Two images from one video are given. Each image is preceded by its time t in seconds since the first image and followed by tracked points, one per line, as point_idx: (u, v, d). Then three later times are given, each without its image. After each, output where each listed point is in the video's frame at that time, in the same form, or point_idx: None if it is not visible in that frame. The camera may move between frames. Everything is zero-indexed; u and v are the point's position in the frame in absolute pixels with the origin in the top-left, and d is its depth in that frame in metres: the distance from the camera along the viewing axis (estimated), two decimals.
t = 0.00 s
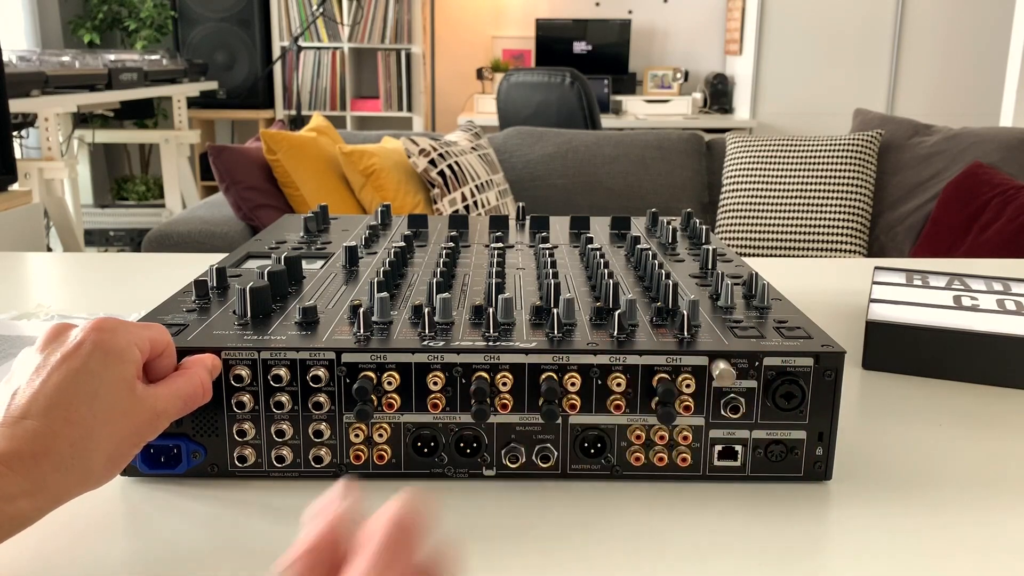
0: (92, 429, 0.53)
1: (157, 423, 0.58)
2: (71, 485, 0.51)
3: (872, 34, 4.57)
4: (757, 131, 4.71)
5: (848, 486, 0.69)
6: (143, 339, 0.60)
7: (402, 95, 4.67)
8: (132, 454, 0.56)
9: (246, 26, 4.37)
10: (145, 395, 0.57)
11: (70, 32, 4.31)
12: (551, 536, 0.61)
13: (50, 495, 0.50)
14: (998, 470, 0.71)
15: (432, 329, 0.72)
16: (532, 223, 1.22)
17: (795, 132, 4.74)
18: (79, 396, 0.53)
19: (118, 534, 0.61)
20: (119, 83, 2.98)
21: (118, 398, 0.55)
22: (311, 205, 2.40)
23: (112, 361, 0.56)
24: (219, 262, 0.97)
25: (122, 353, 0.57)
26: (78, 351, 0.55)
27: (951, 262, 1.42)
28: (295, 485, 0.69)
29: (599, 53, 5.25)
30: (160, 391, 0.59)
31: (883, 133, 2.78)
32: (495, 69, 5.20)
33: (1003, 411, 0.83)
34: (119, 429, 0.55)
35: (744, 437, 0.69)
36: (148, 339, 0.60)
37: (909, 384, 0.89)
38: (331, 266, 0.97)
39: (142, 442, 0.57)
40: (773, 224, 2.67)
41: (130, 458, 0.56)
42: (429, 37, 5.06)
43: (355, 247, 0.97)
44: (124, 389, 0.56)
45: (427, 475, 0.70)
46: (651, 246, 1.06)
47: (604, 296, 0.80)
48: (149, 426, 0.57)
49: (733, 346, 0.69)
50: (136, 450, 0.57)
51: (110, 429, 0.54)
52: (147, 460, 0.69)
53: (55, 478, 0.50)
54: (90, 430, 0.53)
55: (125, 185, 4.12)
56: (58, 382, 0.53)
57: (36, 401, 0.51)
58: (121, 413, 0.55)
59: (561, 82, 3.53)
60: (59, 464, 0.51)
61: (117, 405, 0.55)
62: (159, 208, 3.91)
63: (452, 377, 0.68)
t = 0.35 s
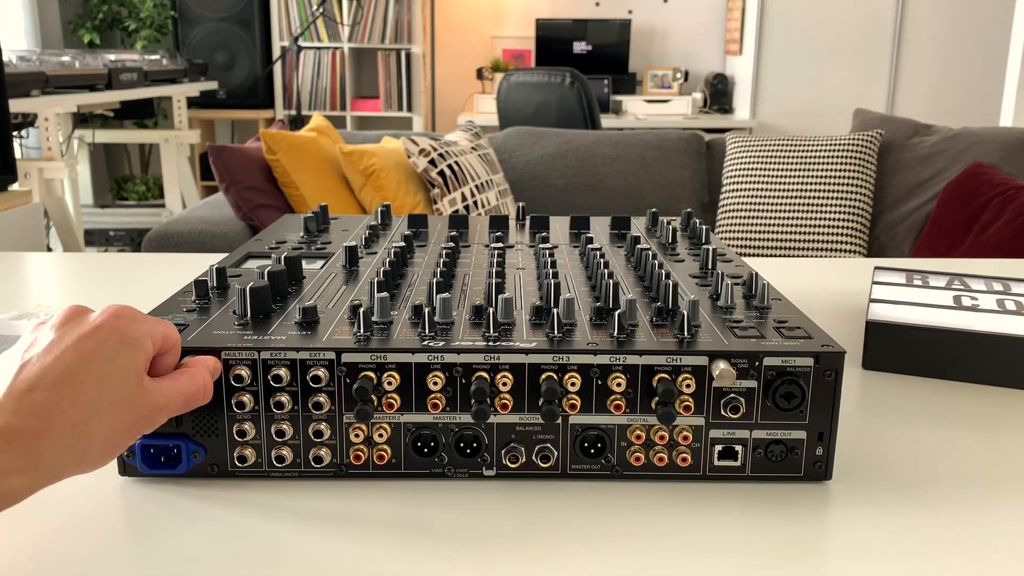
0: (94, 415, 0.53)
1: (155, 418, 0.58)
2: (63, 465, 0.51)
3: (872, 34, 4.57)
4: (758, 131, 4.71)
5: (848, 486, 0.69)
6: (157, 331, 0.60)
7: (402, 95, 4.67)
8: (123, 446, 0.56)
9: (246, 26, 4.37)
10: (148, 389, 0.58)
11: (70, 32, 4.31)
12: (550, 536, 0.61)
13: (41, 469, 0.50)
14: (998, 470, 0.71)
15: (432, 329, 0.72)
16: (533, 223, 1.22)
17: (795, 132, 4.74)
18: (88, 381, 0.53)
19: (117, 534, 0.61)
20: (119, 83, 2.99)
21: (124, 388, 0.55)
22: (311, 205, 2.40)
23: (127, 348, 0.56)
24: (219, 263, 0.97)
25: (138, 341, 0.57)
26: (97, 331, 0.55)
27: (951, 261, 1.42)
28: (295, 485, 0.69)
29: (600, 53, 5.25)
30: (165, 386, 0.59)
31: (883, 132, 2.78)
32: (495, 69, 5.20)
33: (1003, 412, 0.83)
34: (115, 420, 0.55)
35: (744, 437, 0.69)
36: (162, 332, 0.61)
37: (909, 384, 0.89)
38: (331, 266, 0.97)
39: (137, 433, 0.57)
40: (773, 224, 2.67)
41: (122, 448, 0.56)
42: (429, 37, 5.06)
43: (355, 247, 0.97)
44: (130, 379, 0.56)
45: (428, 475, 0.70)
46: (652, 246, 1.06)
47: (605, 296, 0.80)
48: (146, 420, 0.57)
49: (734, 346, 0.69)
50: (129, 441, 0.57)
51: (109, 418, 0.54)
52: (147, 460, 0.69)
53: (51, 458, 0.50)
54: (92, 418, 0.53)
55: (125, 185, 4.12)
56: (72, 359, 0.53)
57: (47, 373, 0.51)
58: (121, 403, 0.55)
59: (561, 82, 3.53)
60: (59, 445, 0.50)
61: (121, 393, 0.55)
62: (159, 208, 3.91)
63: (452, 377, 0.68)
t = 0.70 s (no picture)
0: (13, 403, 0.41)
1: (112, 402, 0.46)
2: None
3: (872, 34, 4.57)
4: (758, 131, 4.71)
5: (848, 485, 0.69)
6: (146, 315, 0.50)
7: (402, 95, 4.67)
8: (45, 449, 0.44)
9: (246, 26, 4.37)
10: (109, 384, 0.46)
11: (70, 32, 4.31)
12: (550, 537, 0.61)
13: None
14: (998, 470, 0.71)
15: (432, 329, 0.72)
16: (533, 223, 1.22)
17: (794, 132, 4.74)
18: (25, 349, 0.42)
19: (117, 533, 0.61)
20: (119, 83, 2.99)
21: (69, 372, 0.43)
22: (310, 205, 2.40)
23: (101, 314, 0.46)
24: (219, 263, 0.97)
25: (117, 311, 0.47)
26: (70, 291, 0.46)
27: (951, 261, 1.42)
28: (294, 485, 0.69)
29: (600, 53, 5.25)
30: (137, 371, 0.48)
31: (884, 132, 2.78)
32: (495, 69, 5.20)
33: (1003, 411, 0.83)
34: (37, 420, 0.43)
35: (744, 438, 0.69)
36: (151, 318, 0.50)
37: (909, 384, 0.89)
38: (331, 266, 0.97)
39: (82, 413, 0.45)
40: (773, 224, 2.67)
41: (61, 429, 0.44)
42: (429, 36, 5.06)
43: (355, 247, 0.97)
44: (82, 361, 0.44)
45: (428, 475, 0.70)
46: (652, 246, 1.06)
47: (605, 295, 0.80)
48: (99, 401, 0.45)
49: (734, 346, 0.69)
50: (69, 420, 0.44)
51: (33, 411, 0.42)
52: (147, 460, 0.69)
53: None
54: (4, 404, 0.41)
55: (125, 185, 4.12)
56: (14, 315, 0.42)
57: None
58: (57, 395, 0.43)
59: (561, 82, 3.53)
60: None
61: (67, 382, 0.43)
62: (159, 208, 3.91)
63: (452, 377, 0.68)
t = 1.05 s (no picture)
0: (103, 494, 0.36)
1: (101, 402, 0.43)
2: (71, 558, 0.34)
3: (872, 35, 4.57)
4: (757, 131, 4.71)
5: (848, 485, 0.69)
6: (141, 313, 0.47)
7: (402, 95, 4.67)
8: (206, 555, 0.37)
9: (246, 26, 4.37)
10: (209, 460, 0.40)
11: (70, 32, 4.30)
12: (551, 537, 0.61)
13: (11, 562, 0.33)
14: (999, 471, 0.71)
15: (432, 329, 0.72)
16: (533, 223, 1.22)
17: (794, 132, 4.74)
18: (87, 437, 0.38)
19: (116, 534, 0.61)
20: (118, 83, 2.98)
21: (142, 445, 0.39)
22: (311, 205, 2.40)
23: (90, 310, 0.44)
24: (219, 263, 0.97)
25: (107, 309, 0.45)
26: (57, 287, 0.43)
27: (951, 261, 1.42)
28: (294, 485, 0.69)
29: (599, 53, 5.25)
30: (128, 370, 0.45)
31: (884, 132, 2.78)
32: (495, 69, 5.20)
33: (1003, 412, 0.83)
34: (154, 509, 0.37)
35: (744, 438, 0.70)
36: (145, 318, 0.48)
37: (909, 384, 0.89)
38: (331, 266, 0.97)
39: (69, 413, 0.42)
40: (773, 224, 2.67)
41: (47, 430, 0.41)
42: (429, 36, 5.06)
43: (355, 247, 0.97)
44: (167, 445, 0.39)
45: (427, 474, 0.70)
46: (652, 246, 1.06)
47: (605, 296, 0.80)
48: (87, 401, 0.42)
49: (734, 346, 0.69)
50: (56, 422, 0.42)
51: (133, 500, 0.37)
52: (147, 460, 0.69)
53: None
54: (93, 493, 0.36)
55: (125, 185, 4.12)
56: (83, 420, 0.39)
57: (31, 423, 0.37)
58: (152, 481, 0.38)
59: (561, 82, 3.53)
60: None
61: (155, 463, 0.38)
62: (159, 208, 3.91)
63: (452, 377, 0.68)
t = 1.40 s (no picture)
0: (103, 496, 0.36)
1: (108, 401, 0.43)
2: (72, 558, 0.35)
3: (872, 35, 4.57)
4: (757, 131, 4.71)
5: (848, 485, 0.69)
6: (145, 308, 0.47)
7: (402, 95, 4.67)
8: (209, 556, 0.37)
9: (246, 26, 4.37)
10: (211, 462, 0.40)
11: (70, 32, 4.31)
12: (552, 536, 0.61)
13: (10, 564, 0.33)
14: (999, 470, 0.71)
15: (432, 329, 0.72)
16: (533, 223, 1.22)
17: (794, 132, 4.74)
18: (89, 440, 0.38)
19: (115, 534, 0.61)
20: (118, 83, 2.99)
21: (144, 447, 0.39)
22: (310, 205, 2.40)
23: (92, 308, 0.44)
24: (219, 263, 0.97)
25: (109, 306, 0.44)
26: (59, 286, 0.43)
27: (951, 262, 1.42)
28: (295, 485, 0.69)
29: (599, 53, 5.25)
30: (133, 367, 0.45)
31: (883, 132, 2.78)
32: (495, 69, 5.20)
33: (1003, 411, 0.83)
34: (155, 512, 0.37)
35: (744, 438, 0.70)
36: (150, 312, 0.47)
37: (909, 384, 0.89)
38: (331, 267, 0.97)
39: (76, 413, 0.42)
40: (773, 224, 2.67)
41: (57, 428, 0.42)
42: (429, 36, 5.06)
43: (355, 247, 0.97)
44: (168, 446, 0.39)
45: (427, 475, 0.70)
46: (652, 246, 1.06)
47: (605, 296, 0.80)
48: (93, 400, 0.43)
49: (734, 346, 0.69)
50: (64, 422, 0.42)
51: (134, 503, 0.37)
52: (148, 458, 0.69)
53: None
54: (93, 496, 0.36)
55: (125, 185, 4.12)
56: (86, 421, 0.39)
57: (32, 425, 0.37)
58: (154, 485, 0.38)
59: (561, 82, 3.53)
60: None
61: (157, 466, 0.38)
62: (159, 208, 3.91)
63: (452, 377, 0.68)
